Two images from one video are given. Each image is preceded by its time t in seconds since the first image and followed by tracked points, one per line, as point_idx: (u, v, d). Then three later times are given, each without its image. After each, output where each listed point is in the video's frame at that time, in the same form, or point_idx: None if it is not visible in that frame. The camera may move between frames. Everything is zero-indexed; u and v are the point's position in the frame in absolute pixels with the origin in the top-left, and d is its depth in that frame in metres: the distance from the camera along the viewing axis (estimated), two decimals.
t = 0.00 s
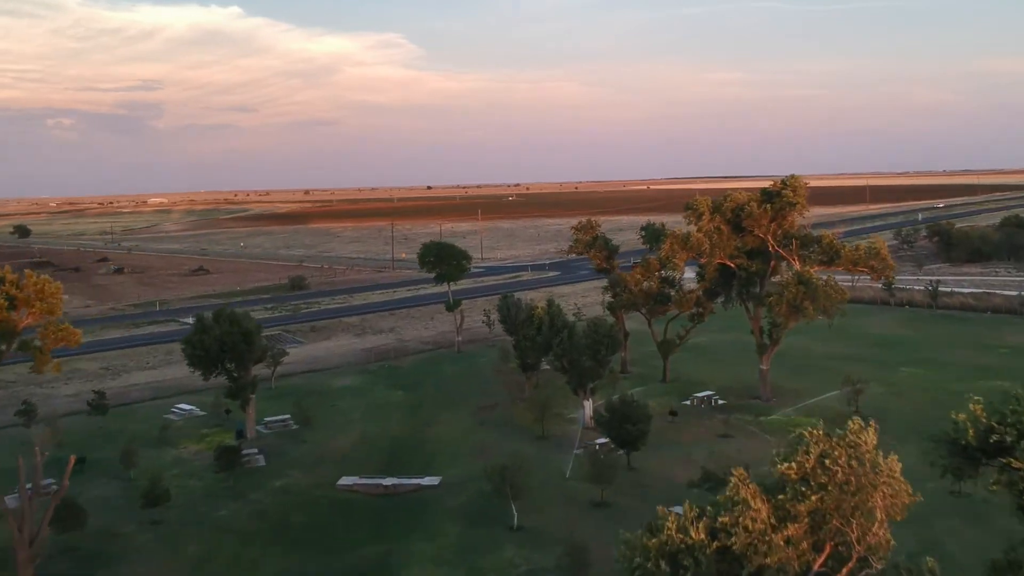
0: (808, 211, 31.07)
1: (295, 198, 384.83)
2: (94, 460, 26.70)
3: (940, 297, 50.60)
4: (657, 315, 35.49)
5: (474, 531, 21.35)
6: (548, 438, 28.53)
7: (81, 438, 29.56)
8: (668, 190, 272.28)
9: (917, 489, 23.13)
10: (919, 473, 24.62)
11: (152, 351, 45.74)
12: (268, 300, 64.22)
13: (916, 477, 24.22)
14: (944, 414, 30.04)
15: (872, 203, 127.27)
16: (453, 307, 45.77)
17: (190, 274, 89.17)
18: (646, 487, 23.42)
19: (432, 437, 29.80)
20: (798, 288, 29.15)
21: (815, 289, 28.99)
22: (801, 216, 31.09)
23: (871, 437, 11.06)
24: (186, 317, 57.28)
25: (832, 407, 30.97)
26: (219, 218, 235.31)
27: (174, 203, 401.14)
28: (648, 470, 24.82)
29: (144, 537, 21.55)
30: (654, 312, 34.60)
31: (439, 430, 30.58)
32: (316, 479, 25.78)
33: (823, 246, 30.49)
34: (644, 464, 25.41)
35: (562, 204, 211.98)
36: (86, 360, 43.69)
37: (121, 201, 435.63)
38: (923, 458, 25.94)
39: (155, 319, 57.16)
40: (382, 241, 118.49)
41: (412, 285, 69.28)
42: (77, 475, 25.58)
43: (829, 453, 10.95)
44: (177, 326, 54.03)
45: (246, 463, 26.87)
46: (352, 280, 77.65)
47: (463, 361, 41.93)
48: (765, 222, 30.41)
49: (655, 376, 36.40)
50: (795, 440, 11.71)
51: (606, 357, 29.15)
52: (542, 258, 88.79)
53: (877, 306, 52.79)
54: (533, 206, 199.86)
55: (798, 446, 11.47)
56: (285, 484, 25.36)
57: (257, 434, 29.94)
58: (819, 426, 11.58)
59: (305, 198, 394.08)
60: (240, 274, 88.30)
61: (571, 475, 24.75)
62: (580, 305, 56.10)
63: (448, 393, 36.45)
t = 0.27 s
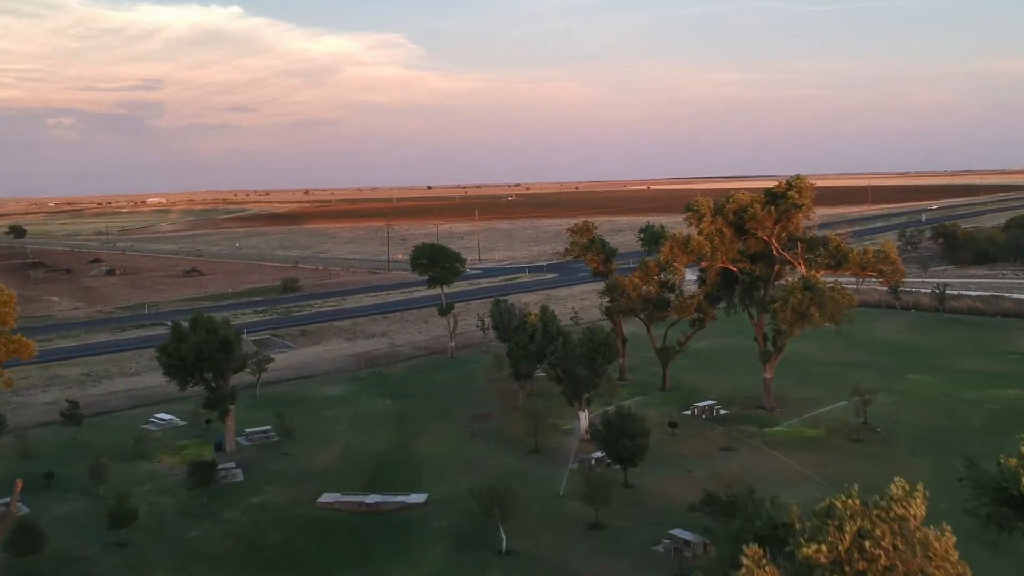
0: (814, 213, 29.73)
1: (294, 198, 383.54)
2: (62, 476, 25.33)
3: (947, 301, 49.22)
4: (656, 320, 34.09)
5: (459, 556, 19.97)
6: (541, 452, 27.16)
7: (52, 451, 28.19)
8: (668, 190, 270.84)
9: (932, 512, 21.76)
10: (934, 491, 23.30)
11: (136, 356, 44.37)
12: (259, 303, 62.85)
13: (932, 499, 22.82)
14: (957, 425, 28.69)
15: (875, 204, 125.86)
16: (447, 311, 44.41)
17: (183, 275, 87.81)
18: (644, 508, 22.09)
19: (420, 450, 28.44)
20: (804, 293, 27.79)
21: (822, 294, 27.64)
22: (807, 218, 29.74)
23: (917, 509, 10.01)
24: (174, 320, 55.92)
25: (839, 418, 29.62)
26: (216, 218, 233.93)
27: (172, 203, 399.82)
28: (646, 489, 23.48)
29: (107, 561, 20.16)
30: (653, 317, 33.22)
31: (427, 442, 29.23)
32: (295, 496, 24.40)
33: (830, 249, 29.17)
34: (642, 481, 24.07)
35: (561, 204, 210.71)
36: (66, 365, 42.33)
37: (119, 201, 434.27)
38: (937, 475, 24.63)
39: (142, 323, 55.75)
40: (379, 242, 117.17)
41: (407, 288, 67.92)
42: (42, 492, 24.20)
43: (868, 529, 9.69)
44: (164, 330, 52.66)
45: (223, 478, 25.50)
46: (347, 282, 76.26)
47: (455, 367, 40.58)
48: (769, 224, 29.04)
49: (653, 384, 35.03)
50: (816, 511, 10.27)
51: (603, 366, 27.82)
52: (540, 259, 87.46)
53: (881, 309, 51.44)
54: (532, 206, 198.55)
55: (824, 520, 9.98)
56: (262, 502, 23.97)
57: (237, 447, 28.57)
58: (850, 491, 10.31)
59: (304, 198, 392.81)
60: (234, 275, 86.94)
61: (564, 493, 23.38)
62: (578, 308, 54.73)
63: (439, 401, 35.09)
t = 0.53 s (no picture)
0: (820, 214, 28.37)
1: (292, 198, 382.23)
2: (27, 494, 23.97)
3: (954, 304, 47.84)
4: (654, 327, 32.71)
5: None
6: (533, 467, 25.82)
7: (21, 465, 26.81)
8: (668, 190, 269.49)
9: (949, 534, 20.46)
10: (949, 511, 21.96)
11: (119, 361, 43.00)
12: (249, 306, 61.48)
13: (946, 519, 21.54)
14: (969, 438, 27.32)
15: (876, 204, 124.47)
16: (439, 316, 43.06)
17: (174, 276, 86.37)
18: (641, 529, 20.75)
19: (407, 463, 27.08)
20: (810, 299, 26.44)
21: (828, 300, 26.30)
22: (812, 219, 28.39)
23: None
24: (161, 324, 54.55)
25: (846, 429, 28.26)
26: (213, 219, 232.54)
27: (170, 203, 398.45)
28: (643, 508, 22.12)
29: None
30: (651, 323, 31.85)
31: (414, 455, 27.88)
32: (272, 516, 23.02)
33: (836, 253, 27.85)
34: (639, 500, 22.71)
35: (560, 204, 209.43)
36: (46, 371, 40.97)
37: (117, 201, 432.84)
38: (951, 492, 23.27)
39: (128, 327, 54.34)
40: (375, 242, 115.81)
41: (401, 290, 66.55)
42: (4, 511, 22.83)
43: None
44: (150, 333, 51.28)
45: (196, 495, 24.13)
46: (340, 284, 74.90)
47: (447, 374, 39.24)
48: (773, 225, 27.71)
49: (652, 393, 33.68)
50: None
51: (598, 376, 26.40)
52: (538, 260, 86.16)
53: (886, 313, 50.15)
54: (530, 206, 197.21)
55: None
56: (237, 522, 22.64)
57: (215, 460, 27.23)
58: None
59: (302, 198, 391.52)
60: (226, 277, 85.55)
61: (557, 512, 22.03)
62: (575, 312, 53.43)
63: (429, 410, 33.74)
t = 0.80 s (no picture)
0: (823, 216, 27.05)
1: (287, 198, 380.41)
2: None
3: (959, 308, 46.52)
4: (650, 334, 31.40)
5: None
6: (521, 483, 24.44)
7: None
8: (666, 190, 268.24)
9: (963, 558, 19.19)
10: (962, 532, 20.67)
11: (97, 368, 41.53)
12: (237, 309, 60.02)
13: (960, 541, 20.27)
14: (981, 452, 25.99)
15: (876, 205, 123.24)
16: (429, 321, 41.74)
17: (163, 278, 84.81)
18: (635, 554, 19.42)
19: (389, 479, 25.70)
20: (814, 306, 25.12)
21: (833, 307, 24.98)
22: (816, 222, 27.08)
23: None
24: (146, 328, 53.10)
25: (851, 442, 26.93)
26: (208, 219, 230.94)
27: (165, 203, 396.39)
28: (638, 531, 20.77)
29: None
30: (647, 330, 30.51)
31: (398, 470, 26.49)
32: (243, 538, 21.63)
33: (840, 257, 26.55)
34: (633, 521, 21.37)
35: (556, 204, 208.06)
36: (20, 379, 39.50)
37: (113, 201, 430.90)
38: (963, 511, 21.97)
39: (110, 331, 52.88)
40: (368, 242, 114.31)
41: (392, 292, 65.14)
42: None
43: None
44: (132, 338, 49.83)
45: (165, 514, 22.74)
46: (331, 286, 73.44)
47: (437, 381, 37.92)
48: (774, 228, 26.41)
49: (648, 402, 32.31)
50: None
51: (590, 387, 25.07)
52: (532, 262, 84.87)
53: (887, 317, 48.92)
54: (526, 206, 195.76)
55: None
56: (206, 544, 21.24)
57: (188, 476, 25.85)
58: None
59: (297, 198, 389.78)
60: (216, 278, 84.05)
61: (546, 535, 20.71)
62: (570, 316, 52.14)
63: (415, 421, 32.35)
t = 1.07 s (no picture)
0: (829, 218, 25.72)
1: (284, 198, 378.75)
2: None
3: (965, 312, 45.21)
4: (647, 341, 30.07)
5: None
6: (510, 502, 23.10)
7: None
8: (665, 190, 266.89)
9: None
10: (980, 557, 19.38)
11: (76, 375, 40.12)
12: (225, 312, 58.67)
13: (977, 566, 18.98)
14: (995, 468, 24.67)
15: (877, 205, 121.91)
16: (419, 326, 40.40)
17: (152, 280, 83.36)
18: None
19: (372, 496, 24.30)
20: (820, 314, 23.79)
21: (840, 315, 23.66)
22: (821, 224, 25.74)
23: None
24: (130, 331, 51.74)
25: (858, 457, 25.59)
26: (204, 219, 229.37)
27: (161, 203, 394.70)
28: (634, 555, 19.40)
29: None
30: (644, 337, 29.17)
31: (381, 487, 25.13)
32: (213, 561, 20.27)
33: (847, 261, 25.24)
34: (629, 544, 20.02)
35: (554, 204, 206.69)
36: None
37: (109, 200, 429.20)
38: (979, 533, 20.62)
39: (93, 335, 51.45)
40: (363, 243, 112.89)
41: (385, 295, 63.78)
42: None
43: None
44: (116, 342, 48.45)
45: (131, 536, 21.37)
46: (323, 287, 72.09)
47: (427, 389, 36.56)
48: (777, 231, 25.08)
49: (645, 413, 30.99)
50: None
51: (583, 399, 23.72)
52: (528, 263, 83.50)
53: (892, 321, 47.61)
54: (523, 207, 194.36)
55: None
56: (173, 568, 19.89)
57: (159, 493, 24.49)
58: None
59: (294, 198, 388.19)
60: (206, 280, 82.62)
61: (535, 560, 19.38)
62: (565, 320, 50.79)
63: (402, 432, 30.96)
